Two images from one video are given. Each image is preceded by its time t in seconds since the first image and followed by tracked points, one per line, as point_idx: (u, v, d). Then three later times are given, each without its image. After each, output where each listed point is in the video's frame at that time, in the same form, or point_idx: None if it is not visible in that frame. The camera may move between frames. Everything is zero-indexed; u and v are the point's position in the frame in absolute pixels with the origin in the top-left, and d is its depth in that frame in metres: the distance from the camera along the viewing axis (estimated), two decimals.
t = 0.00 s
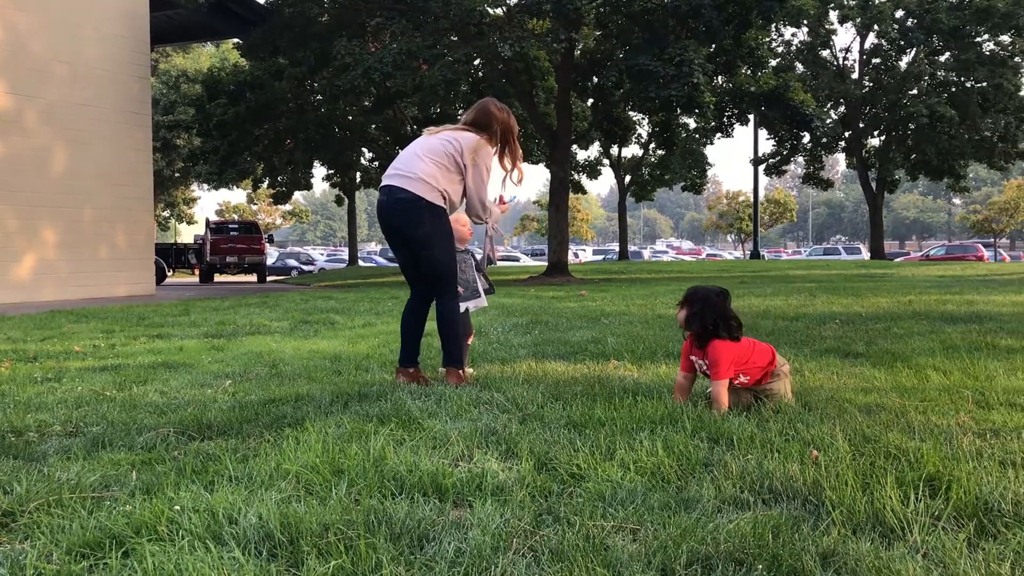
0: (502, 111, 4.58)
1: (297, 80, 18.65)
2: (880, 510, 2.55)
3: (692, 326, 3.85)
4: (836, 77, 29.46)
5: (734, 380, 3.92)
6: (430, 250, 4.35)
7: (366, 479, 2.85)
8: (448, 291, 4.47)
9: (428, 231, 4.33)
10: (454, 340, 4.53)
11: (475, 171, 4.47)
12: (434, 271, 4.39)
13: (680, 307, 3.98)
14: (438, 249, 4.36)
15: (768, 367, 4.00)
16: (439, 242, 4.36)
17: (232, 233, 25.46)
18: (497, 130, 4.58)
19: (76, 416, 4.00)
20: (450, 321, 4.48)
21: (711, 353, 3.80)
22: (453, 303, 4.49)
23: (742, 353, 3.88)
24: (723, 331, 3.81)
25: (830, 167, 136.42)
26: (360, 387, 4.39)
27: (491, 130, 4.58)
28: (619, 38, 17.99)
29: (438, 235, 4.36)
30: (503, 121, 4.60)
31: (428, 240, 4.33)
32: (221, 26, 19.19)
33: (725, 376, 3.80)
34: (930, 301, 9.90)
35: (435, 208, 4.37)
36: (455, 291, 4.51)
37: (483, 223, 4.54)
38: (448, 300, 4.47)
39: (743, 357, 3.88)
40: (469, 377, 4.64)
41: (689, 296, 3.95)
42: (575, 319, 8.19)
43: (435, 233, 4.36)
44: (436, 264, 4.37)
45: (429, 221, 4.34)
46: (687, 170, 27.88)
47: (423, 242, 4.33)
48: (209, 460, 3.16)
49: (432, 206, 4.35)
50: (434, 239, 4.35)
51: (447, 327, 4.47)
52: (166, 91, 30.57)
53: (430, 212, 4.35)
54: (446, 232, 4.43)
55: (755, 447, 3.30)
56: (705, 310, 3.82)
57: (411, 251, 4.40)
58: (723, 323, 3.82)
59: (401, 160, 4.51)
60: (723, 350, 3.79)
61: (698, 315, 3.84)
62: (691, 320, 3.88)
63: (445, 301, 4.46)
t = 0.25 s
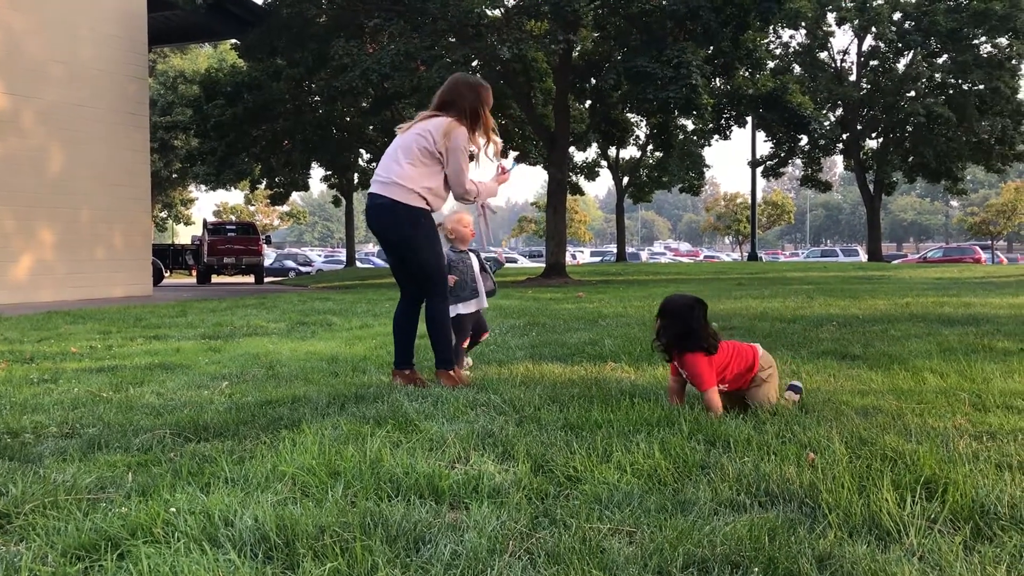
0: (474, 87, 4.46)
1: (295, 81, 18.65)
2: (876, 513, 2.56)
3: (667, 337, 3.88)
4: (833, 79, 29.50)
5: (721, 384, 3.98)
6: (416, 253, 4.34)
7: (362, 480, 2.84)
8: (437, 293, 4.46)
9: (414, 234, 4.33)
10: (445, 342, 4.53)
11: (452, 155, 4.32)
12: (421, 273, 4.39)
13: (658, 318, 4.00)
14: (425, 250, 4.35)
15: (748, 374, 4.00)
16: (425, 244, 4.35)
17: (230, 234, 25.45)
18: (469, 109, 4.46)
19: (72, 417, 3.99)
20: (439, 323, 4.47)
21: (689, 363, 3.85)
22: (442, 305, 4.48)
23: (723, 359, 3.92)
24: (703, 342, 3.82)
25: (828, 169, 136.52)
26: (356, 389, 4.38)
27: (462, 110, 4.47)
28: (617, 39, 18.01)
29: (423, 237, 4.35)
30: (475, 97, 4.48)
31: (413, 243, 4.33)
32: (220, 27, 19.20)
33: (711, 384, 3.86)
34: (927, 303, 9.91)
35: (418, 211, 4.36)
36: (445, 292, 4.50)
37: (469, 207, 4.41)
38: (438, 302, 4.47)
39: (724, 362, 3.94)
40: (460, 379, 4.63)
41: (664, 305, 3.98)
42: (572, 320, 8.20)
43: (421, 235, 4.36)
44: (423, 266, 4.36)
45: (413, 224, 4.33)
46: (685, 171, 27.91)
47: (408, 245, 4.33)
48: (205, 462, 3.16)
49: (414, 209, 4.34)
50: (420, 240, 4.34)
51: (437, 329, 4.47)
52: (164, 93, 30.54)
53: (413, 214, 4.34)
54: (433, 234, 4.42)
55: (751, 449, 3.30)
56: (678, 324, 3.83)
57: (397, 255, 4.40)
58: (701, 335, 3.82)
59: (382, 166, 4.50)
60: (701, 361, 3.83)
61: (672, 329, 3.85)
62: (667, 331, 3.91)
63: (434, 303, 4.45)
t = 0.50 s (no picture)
0: (440, 73, 4.44)
1: (296, 86, 18.68)
2: (876, 521, 2.55)
3: (666, 340, 3.91)
4: (833, 85, 29.57)
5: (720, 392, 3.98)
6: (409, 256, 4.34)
7: (362, 487, 2.84)
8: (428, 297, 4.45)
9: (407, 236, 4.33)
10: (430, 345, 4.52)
11: (426, 144, 4.26)
12: (413, 276, 4.39)
13: (656, 324, 4.03)
14: (418, 254, 4.34)
15: (738, 387, 3.97)
16: (418, 247, 4.35)
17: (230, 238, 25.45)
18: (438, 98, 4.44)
19: (72, 422, 3.99)
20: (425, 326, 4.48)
21: (686, 368, 3.87)
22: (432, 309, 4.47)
23: (722, 367, 3.93)
24: (703, 347, 3.85)
25: (829, 175, 136.65)
26: (356, 394, 4.38)
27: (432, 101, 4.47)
28: (618, 45, 18.05)
29: (418, 240, 4.35)
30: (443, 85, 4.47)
31: (405, 245, 4.34)
32: (221, 31, 19.25)
33: (709, 391, 3.88)
34: (927, 310, 9.92)
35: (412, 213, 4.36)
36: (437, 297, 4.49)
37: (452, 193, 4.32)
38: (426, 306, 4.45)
39: (723, 370, 3.94)
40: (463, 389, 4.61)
41: (665, 311, 4.01)
42: (572, 326, 8.20)
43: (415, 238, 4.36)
44: (414, 269, 4.36)
45: (406, 226, 4.33)
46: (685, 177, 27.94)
47: (401, 247, 4.34)
48: (205, 467, 3.16)
49: (404, 211, 4.33)
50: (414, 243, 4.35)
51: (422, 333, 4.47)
52: (164, 97, 30.59)
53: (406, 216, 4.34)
54: (426, 236, 4.41)
55: (752, 456, 3.29)
56: (681, 327, 3.86)
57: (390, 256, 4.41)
58: (702, 340, 3.86)
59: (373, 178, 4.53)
60: (699, 367, 3.86)
61: (673, 331, 3.88)
62: (666, 334, 3.96)
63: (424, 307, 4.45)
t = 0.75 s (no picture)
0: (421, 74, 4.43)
1: (299, 93, 18.74)
2: (880, 530, 2.55)
3: (690, 347, 3.82)
4: (835, 93, 29.62)
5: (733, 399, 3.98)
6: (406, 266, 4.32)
7: (366, 495, 2.84)
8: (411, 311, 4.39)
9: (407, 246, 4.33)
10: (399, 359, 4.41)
11: (399, 143, 4.21)
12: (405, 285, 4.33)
13: (678, 329, 3.94)
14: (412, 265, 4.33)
15: (753, 396, 3.99)
16: (412, 257, 4.34)
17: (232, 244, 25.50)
18: (420, 97, 4.41)
19: (75, 430, 3.99)
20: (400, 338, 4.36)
21: (706, 376, 3.83)
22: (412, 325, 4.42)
23: (740, 375, 3.93)
24: (727, 355, 3.80)
25: (830, 182, 136.65)
26: (357, 402, 4.38)
27: (416, 102, 4.45)
28: (620, 53, 18.11)
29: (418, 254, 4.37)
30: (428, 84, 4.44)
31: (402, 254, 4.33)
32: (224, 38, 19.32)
33: (723, 400, 3.87)
34: (930, 317, 9.92)
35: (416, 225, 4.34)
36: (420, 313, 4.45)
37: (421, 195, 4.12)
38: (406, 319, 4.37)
39: (739, 378, 3.94)
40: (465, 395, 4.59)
41: (687, 317, 3.92)
42: (575, 333, 8.21)
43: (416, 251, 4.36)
44: (404, 275, 4.32)
45: (404, 235, 4.32)
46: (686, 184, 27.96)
47: (396, 253, 4.32)
48: (209, 475, 3.16)
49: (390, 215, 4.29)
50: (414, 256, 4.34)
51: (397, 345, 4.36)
52: (167, 104, 30.70)
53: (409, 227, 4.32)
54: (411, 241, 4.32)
55: (755, 465, 3.29)
56: (706, 335, 3.77)
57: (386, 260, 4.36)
58: (726, 350, 3.81)
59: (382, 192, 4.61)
60: (718, 375, 3.81)
61: (698, 337, 3.79)
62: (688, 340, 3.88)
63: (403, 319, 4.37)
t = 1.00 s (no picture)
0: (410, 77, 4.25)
1: (302, 103, 18.82)
2: (883, 541, 2.55)
3: (711, 355, 3.79)
4: (838, 102, 29.67)
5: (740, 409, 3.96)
6: (391, 274, 4.06)
7: (368, 505, 2.84)
8: (396, 325, 4.10)
9: (393, 254, 4.07)
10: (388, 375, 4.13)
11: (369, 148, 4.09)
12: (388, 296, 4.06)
13: (702, 333, 3.90)
14: (398, 276, 4.05)
15: (760, 407, 3.98)
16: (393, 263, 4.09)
17: (236, 253, 25.55)
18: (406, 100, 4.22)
19: (78, 440, 4.00)
20: (385, 353, 4.07)
21: (718, 384, 3.82)
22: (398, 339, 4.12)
23: (754, 386, 3.90)
24: (744, 371, 3.77)
25: (833, 191, 136.71)
26: (359, 412, 4.38)
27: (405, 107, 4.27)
28: (622, 63, 18.17)
29: (405, 262, 4.10)
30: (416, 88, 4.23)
31: (386, 262, 4.07)
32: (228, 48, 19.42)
33: (730, 409, 3.85)
34: (934, 327, 9.90)
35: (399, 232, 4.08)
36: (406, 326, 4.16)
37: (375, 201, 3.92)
38: (390, 333, 4.08)
39: (752, 387, 3.91)
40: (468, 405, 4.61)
41: (714, 323, 3.85)
42: (577, 343, 8.21)
43: (403, 259, 4.10)
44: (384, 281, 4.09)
45: (388, 243, 4.07)
46: (689, 193, 27.99)
47: (380, 261, 4.07)
48: (212, 485, 3.16)
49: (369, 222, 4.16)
50: (401, 265, 4.08)
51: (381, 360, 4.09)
52: (171, 114, 30.85)
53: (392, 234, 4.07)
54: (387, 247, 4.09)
55: (758, 475, 3.29)
56: (729, 344, 3.74)
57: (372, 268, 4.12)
58: (745, 363, 3.77)
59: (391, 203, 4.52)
60: (731, 386, 3.79)
61: (722, 345, 3.76)
62: (710, 348, 3.84)
63: (386, 333, 4.09)
